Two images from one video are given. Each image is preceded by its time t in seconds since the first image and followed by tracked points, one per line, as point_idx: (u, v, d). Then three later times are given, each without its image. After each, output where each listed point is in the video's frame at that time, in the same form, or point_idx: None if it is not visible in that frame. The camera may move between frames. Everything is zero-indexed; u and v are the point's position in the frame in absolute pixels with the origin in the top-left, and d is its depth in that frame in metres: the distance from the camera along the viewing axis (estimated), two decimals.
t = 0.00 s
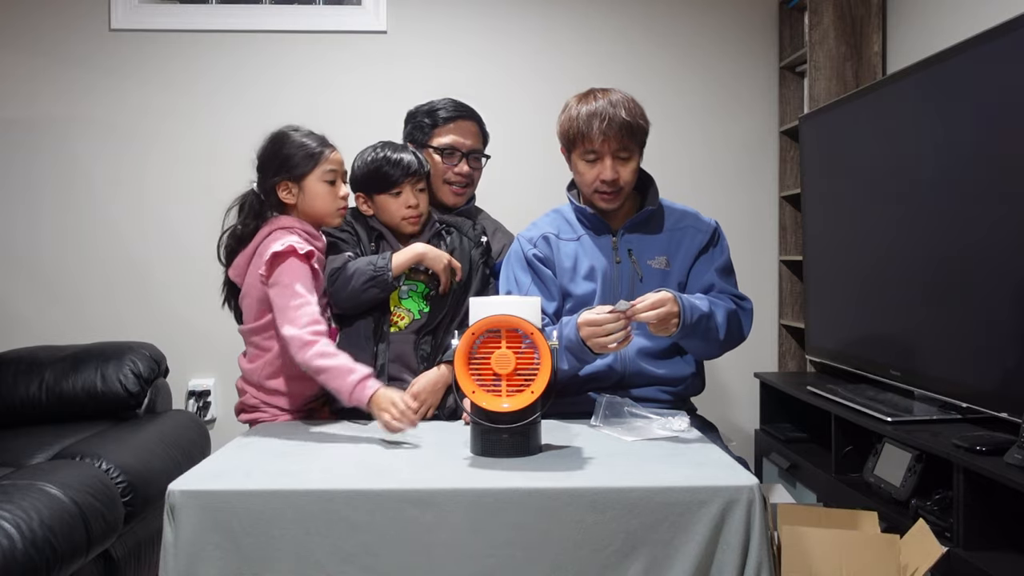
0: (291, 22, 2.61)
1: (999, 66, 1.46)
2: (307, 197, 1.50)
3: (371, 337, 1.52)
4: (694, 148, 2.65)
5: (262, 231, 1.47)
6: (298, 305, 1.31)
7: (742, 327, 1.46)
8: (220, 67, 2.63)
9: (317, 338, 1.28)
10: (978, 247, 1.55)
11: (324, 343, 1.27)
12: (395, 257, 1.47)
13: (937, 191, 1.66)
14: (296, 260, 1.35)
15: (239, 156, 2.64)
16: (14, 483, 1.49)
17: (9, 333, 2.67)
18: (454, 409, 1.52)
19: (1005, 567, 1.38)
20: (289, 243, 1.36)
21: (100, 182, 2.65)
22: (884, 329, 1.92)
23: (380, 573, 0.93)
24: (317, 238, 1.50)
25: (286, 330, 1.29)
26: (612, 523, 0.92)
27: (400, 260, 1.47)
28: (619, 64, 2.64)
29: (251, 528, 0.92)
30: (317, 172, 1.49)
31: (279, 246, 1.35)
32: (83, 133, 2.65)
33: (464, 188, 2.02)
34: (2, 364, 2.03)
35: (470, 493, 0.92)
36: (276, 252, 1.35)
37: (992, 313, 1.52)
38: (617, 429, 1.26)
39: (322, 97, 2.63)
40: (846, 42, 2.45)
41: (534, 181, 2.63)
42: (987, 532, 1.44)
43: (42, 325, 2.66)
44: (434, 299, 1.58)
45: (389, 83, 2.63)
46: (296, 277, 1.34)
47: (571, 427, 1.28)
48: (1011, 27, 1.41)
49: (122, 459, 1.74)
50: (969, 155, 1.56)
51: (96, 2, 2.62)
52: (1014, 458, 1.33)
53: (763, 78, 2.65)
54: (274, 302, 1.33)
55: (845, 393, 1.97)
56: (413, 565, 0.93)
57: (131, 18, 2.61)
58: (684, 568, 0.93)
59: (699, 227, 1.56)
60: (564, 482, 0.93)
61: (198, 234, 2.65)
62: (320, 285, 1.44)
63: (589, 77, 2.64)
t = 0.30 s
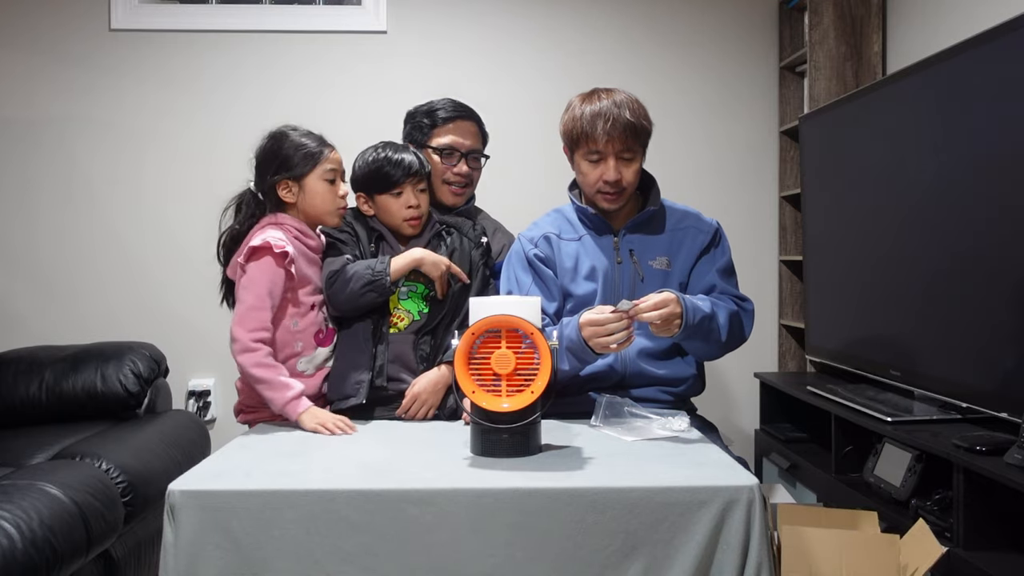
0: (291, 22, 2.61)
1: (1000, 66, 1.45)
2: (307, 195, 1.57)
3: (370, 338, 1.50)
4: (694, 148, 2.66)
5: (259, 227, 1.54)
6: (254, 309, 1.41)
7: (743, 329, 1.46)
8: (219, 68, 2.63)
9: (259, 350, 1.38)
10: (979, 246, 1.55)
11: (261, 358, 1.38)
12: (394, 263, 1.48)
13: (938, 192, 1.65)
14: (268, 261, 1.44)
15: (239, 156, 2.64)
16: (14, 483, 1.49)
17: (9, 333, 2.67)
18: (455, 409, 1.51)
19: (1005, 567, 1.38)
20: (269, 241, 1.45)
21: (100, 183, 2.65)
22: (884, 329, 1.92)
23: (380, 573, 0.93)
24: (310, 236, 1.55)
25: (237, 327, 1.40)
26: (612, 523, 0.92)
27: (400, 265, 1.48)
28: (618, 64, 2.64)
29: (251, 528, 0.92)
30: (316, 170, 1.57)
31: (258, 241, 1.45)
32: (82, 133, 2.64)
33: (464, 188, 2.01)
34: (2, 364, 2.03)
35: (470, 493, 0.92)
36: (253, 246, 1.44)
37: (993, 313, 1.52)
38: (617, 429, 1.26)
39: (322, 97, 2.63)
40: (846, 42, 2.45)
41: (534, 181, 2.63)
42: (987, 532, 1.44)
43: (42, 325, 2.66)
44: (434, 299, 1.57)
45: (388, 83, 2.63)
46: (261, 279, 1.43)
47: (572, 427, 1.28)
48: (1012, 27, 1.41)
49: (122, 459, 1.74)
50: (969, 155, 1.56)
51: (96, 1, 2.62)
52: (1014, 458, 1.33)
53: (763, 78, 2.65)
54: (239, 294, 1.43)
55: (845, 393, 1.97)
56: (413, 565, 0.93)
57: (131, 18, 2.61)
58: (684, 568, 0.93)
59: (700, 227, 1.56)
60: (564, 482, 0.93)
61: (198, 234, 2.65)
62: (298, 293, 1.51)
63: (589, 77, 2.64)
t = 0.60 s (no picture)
0: (290, 22, 2.61)
1: (1000, 66, 1.45)
2: (309, 199, 1.58)
3: (369, 339, 1.50)
4: (694, 148, 2.66)
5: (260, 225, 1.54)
6: (256, 299, 1.43)
7: (743, 329, 1.46)
8: (219, 68, 2.63)
9: (262, 342, 1.41)
10: (979, 246, 1.55)
11: (263, 351, 1.41)
12: (396, 271, 1.47)
13: (938, 192, 1.66)
14: (268, 249, 1.47)
15: (239, 155, 2.64)
16: (14, 483, 1.49)
17: (9, 333, 2.67)
18: (455, 409, 1.51)
19: (1005, 567, 1.38)
20: (268, 228, 1.47)
21: (100, 183, 2.65)
22: (884, 329, 1.92)
23: (379, 573, 0.93)
24: (309, 234, 1.58)
25: (240, 317, 1.43)
26: (612, 522, 0.92)
27: (401, 273, 1.47)
28: (618, 64, 2.64)
29: (251, 528, 0.92)
30: (316, 174, 1.57)
31: (258, 230, 1.47)
32: (82, 133, 2.64)
33: (462, 187, 2.01)
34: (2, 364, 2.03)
35: (470, 493, 0.92)
36: (253, 232, 1.46)
37: (993, 313, 1.52)
38: (617, 429, 1.26)
39: (322, 97, 2.63)
40: (846, 42, 2.45)
41: (534, 182, 2.63)
42: (987, 532, 1.44)
43: (42, 325, 2.66)
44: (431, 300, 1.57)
45: (388, 81, 2.63)
46: (262, 269, 1.45)
47: (572, 427, 1.28)
48: (1012, 27, 1.41)
49: (122, 459, 1.74)
50: (969, 155, 1.56)
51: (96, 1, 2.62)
52: (1014, 458, 1.33)
53: (762, 78, 2.65)
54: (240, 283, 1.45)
55: (845, 393, 1.97)
56: (413, 565, 0.93)
57: (130, 18, 2.61)
58: (684, 568, 0.93)
59: (700, 227, 1.56)
60: (564, 481, 0.93)
61: (198, 234, 2.65)
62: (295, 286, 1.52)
63: (589, 77, 2.64)
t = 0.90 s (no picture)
0: (290, 22, 2.61)
1: (1000, 66, 1.45)
2: (320, 203, 1.56)
3: (368, 339, 1.50)
4: (694, 148, 2.66)
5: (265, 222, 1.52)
6: (270, 293, 1.42)
7: (744, 330, 1.46)
8: (219, 68, 2.63)
9: (275, 337, 1.41)
10: (979, 246, 1.55)
11: (275, 346, 1.41)
12: (396, 272, 1.48)
13: (938, 192, 1.65)
14: (283, 242, 1.46)
15: (239, 155, 2.64)
16: (14, 483, 1.49)
17: (9, 333, 2.67)
18: (454, 408, 1.51)
19: (1005, 567, 1.38)
20: (283, 221, 1.47)
21: (100, 184, 2.65)
22: (884, 329, 1.92)
23: (379, 573, 0.93)
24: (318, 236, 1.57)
25: (253, 311, 1.42)
26: (612, 522, 0.92)
27: (400, 274, 1.48)
28: (618, 64, 2.64)
29: (251, 528, 0.92)
30: (328, 178, 1.55)
31: (273, 223, 1.47)
32: (83, 133, 2.64)
33: (464, 188, 1.99)
34: (2, 364, 2.03)
35: (470, 493, 0.92)
36: (268, 226, 1.46)
37: (993, 313, 1.52)
38: (617, 429, 1.26)
39: (322, 97, 2.63)
40: (846, 42, 2.45)
41: (534, 182, 2.63)
42: (987, 532, 1.44)
43: (42, 325, 2.67)
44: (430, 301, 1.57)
45: (388, 81, 2.63)
46: (277, 263, 1.44)
47: (572, 427, 1.28)
48: (1012, 27, 1.41)
49: (122, 459, 1.74)
50: (969, 155, 1.56)
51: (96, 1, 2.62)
52: (1014, 458, 1.33)
53: (762, 78, 2.65)
54: (252, 276, 1.44)
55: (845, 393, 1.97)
56: (414, 565, 0.93)
57: (131, 18, 2.62)
58: (684, 568, 0.93)
59: (700, 228, 1.56)
60: (564, 481, 0.93)
61: (198, 234, 2.65)
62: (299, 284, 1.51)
63: (589, 77, 2.64)
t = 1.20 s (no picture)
0: (290, 22, 2.61)
1: (1000, 66, 1.45)
2: (330, 203, 1.56)
3: (373, 340, 1.50)
4: (694, 148, 2.66)
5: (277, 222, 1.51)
6: (282, 292, 1.42)
7: (745, 332, 1.46)
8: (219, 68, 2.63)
9: (283, 337, 1.41)
10: (979, 246, 1.54)
11: (282, 346, 1.41)
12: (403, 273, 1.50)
13: (938, 192, 1.65)
14: (298, 242, 1.46)
15: (239, 155, 2.64)
16: (14, 483, 1.49)
17: (8, 332, 2.67)
18: (456, 408, 1.51)
19: (1005, 567, 1.38)
20: (301, 220, 1.47)
21: (100, 184, 2.65)
22: (884, 329, 1.92)
23: (379, 574, 0.93)
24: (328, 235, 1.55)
25: (264, 308, 1.42)
26: (612, 522, 0.92)
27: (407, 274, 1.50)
28: (618, 64, 2.64)
29: (251, 528, 0.92)
30: (339, 178, 1.56)
31: (291, 221, 1.46)
32: (82, 133, 2.64)
33: (464, 188, 2.00)
34: (2, 364, 2.03)
35: (470, 493, 0.92)
36: (285, 224, 1.46)
37: (993, 313, 1.52)
38: (617, 429, 1.26)
39: (321, 97, 2.63)
40: (846, 42, 2.45)
41: (534, 181, 2.63)
42: (987, 532, 1.44)
43: (42, 325, 2.67)
44: (433, 302, 1.57)
45: (387, 81, 2.63)
46: (290, 262, 1.44)
47: (571, 427, 1.28)
48: (1012, 27, 1.41)
49: (123, 459, 1.74)
50: (969, 155, 1.56)
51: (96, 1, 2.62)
52: (1014, 458, 1.33)
53: (762, 78, 2.65)
54: (265, 273, 1.44)
55: (845, 393, 1.97)
56: (414, 565, 0.93)
57: (130, 18, 2.62)
58: (684, 568, 0.93)
59: (701, 229, 1.55)
60: (564, 481, 0.93)
61: (198, 234, 2.65)
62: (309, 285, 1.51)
63: (589, 77, 2.64)
